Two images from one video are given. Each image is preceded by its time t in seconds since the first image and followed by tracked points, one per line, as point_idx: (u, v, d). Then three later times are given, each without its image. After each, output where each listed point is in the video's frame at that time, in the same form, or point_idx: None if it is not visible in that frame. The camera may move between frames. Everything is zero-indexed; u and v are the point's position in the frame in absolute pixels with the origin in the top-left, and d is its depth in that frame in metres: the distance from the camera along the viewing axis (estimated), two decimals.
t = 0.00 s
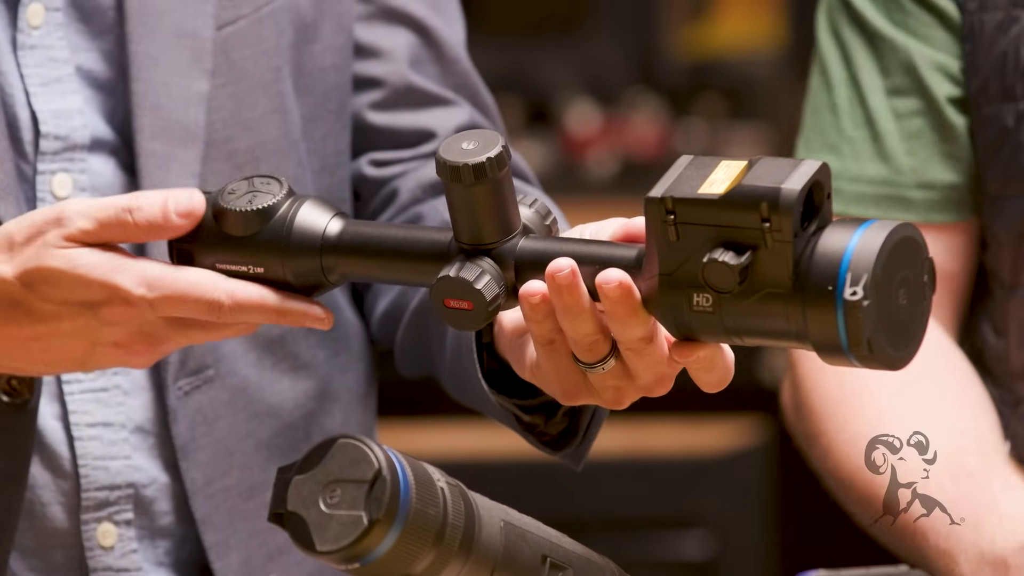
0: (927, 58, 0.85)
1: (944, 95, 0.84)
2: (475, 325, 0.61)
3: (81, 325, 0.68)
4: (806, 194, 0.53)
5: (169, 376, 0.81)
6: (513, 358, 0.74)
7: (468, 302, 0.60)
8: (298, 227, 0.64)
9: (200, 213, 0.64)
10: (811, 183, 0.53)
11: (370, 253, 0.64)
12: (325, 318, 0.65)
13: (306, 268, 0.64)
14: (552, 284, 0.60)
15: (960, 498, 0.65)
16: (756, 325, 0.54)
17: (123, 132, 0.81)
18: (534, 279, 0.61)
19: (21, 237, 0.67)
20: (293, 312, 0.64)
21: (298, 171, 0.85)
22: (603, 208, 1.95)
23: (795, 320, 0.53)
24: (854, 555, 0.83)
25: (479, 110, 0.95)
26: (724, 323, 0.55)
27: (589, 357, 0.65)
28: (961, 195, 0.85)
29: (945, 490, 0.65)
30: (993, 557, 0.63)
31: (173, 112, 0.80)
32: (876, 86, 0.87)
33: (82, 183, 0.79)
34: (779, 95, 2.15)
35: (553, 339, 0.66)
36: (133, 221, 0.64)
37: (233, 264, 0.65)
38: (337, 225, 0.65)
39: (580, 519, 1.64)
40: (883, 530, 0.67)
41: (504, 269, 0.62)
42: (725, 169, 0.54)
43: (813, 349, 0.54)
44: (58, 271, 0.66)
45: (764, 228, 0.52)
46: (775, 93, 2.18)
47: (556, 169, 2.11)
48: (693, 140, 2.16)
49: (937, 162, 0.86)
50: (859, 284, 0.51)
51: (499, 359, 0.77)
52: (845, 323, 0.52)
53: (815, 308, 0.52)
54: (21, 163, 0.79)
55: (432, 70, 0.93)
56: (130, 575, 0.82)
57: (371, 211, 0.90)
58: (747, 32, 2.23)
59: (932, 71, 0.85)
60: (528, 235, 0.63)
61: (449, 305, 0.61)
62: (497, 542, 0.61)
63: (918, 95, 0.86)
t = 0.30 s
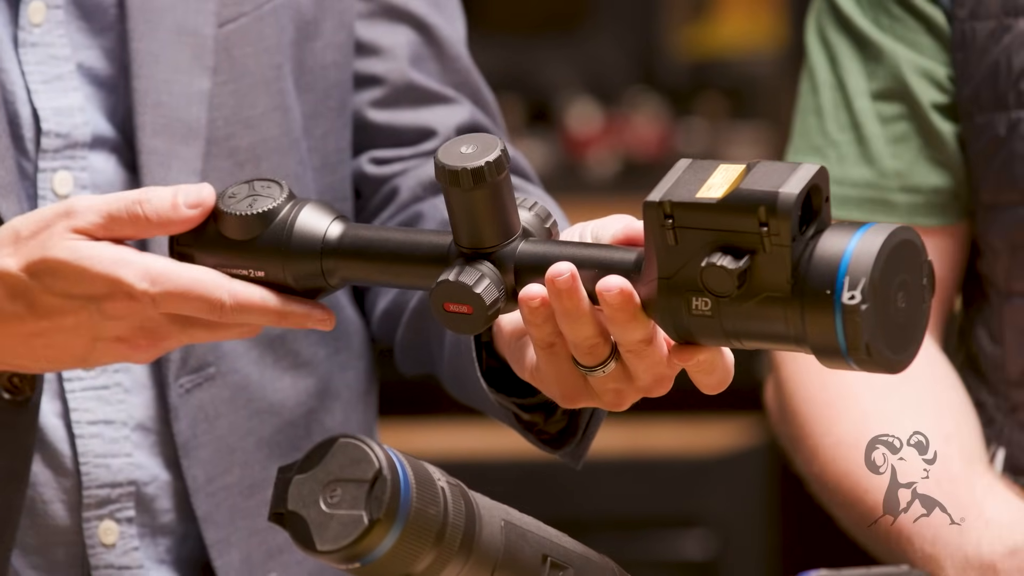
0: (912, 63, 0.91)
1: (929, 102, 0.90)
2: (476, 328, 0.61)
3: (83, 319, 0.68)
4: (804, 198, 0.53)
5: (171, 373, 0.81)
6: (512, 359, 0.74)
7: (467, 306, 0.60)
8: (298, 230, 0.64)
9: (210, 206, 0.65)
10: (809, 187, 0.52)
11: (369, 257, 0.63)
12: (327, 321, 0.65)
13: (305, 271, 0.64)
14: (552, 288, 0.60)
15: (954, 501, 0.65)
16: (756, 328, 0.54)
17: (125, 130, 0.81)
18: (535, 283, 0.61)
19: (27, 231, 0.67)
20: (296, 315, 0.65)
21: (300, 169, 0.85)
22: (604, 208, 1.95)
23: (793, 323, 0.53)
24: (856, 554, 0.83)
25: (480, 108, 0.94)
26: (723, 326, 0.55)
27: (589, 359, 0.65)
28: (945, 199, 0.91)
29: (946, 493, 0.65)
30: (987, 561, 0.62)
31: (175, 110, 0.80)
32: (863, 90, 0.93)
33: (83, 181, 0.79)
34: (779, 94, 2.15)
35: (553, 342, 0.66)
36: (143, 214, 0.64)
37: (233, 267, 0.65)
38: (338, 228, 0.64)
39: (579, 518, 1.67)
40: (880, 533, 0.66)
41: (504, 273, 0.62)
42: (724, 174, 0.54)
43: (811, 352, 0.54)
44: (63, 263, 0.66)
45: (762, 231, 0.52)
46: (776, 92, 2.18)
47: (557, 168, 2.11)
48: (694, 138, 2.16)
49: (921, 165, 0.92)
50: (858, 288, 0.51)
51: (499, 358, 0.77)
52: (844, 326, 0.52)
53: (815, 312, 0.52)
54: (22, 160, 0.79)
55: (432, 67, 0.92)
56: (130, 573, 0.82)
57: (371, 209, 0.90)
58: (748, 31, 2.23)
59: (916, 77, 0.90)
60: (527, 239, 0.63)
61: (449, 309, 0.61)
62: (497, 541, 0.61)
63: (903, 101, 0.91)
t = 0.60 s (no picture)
0: (913, 63, 0.91)
1: (931, 102, 0.90)
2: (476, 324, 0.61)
3: (84, 313, 0.68)
4: (801, 193, 0.53)
5: (173, 370, 0.81)
6: (512, 353, 0.74)
7: (466, 302, 0.60)
8: (297, 226, 0.64)
9: (210, 199, 0.65)
10: (806, 182, 0.52)
11: (368, 251, 0.64)
12: (328, 313, 0.66)
13: (305, 266, 0.64)
14: (551, 284, 0.60)
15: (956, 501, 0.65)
16: (753, 323, 0.54)
17: (127, 127, 0.81)
18: (532, 279, 0.62)
19: (30, 224, 0.68)
20: (297, 308, 0.65)
21: (302, 166, 0.85)
22: (604, 209, 1.95)
23: (791, 319, 0.53)
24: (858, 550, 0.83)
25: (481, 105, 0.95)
26: (721, 322, 0.55)
27: (589, 354, 0.65)
28: (947, 200, 0.91)
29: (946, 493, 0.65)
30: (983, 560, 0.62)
31: (177, 106, 0.80)
32: (864, 91, 0.93)
33: (84, 178, 0.80)
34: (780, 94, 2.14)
35: (552, 337, 0.66)
36: (142, 204, 0.64)
37: (233, 261, 0.65)
38: (337, 222, 0.65)
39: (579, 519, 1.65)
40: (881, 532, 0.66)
41: (503, 268, 0.62)
42: (722, 167, 0.54)
43: (808, 348, 0.54)
44: (63, 254, 0.66)
45: (759, 228, 0.52)
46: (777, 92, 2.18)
47: (558, 169, 2.12)
48: (696, 138, 2.17)
49: (923, 166, 0.92)
50: (856, 286, 0.51)
51: (501, 354, 0.78)
52: (841, 323, 0.52)
53: (812, 307, 0.52)
54: (24, 157, 0.79)
55: (434, 64, 0.93)
56: (131, 570, 0.82)
57: (373, 206, 0.90)
58: (749, 31, 2.21)
59: (918, 77, 0.90)
60: (526, 233, 0.63)
61: (448, 305, 0.60)
62: (499, 541, 0.61)
63: (904, 101, 0.91)
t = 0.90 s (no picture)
0: (916, 65, 0.91)
1: (934, 104, 0.90)
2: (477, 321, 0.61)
3: (83, 311, 0.68)
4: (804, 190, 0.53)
5: (173, 369, 0.81)
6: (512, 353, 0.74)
7: (467, 299, 0.60)
8: (298, 226, 0.64)
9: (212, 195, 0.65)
10: (809, 179, 0.53)
11: (370, 250, 0.64)
12: (327, 313, 0.66)
13: (306, 266, 0.65)
14: (550, 283, 0.60)
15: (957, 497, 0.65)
16: (753, 321, 0.54)
17: (127, 126, 0.81)
18: (532, 278, 0.61)
19: (31, 222, 0.68)
20: (296, 306, 0.65)
21: (303, 165, 0.85)
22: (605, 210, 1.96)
23: (792, 318, 0.53)
24: (859, 549, 0.83)
25: (483, 105, 0.95)
26: (722, 321, 0.55)
27: (589, 353, 0.65)
28: (950, 201, 0.91)
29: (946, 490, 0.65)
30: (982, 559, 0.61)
31: (178, 106, 0.80)
32: (868, 92, 0.93)
33: (85, 177, 0.80)
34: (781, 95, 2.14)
35: (552, 336, 0.66)
36: (144, 202, 0.64)
37: (233, 261, 0.66)
38: (338, 223, 0.65)
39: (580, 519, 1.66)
40: (882, 532, 0.67)
41: (503, 267, 0.62)
42: (723, 165, 0.54)
43: (809, 346, 0.54)
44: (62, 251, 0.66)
45: (761, 223, 0.52)
46: (778, 94, 2.18)
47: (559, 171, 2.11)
48: (697, 139, 2.15)
49: (926, 168, 0.92)
50: (856, 283, 0.51)
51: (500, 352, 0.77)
52: (841, 321, 0.52)
53: (813, 306, 0.52)
54: (24, 156, 0.79)
55: (435, 64, 0.93)
56: (131, 570, 0.82)
57: (375, 205, 0.90)
58: (751, 32, 2.23)
59: (921, 79, 0.90)
60: (527, 234, 0.63)
61: (448, 302, 0.60)
62: (500, 542, 0.61)
63: (908, 103, 0.91)
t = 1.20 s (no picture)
0: (915, 65, 0.90)
1: (933, 105, 0.90)
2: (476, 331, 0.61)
3: (77, 304, 0.67)
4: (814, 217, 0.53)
5: (171, 370, 0.81)
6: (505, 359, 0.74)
7: (462, 306, 0.60)
8: (300, 245, 0.65)
9: (220, 199, 0.66)
10: (821, 207, 0.53)
11: (372, 270, 0.64)
12: (322, 320, 0.65)
13: (308, 282, 0.65)
14: (548, 316, 0.60)
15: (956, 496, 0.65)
16: (747, 354, 0.54)
17: (125, 126, 0.81)
18: (530, 299, 0.61)
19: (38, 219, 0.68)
20: (288, 314, 0.64)
21: (298, 167, 0.85)
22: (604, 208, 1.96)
23: (785, 354, 0.53)
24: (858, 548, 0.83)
25: (480, 108, 0.95)
26: (717, 351, 0.55)
27: (583, 369, 0.65)
28: (948, 202, 0.91)
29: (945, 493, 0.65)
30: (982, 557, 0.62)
31: (175, 107, 0.80)
32: (866, 93, 0.92)
33: (83, 177, 0.79)
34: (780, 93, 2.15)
35: (547, 354, 0.65)
36: (155, 201, 0.66)
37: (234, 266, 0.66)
38: (341, 241, 0.65)
39: (578, 516, 1.66)
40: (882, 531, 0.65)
41: (503, 288, 0.62)
42: (738, 189, 0.55)
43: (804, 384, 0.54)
44: (67, 245, 0.66)
45: (767, 240, 0.52)
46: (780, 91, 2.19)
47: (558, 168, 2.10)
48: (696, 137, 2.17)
49: (925, 168, 0.91)
50: (847, 325, 0.51)
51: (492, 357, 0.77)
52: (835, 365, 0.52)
53: (805, 344, 0.52)
54: (22, 157, 0.79)
55: (432, 66, 0.92)
56: (129, 570, 0.82)
57: (370, 208, 0.91)
58: (750, 29, 2.23)
59: (920, 79, 0.90)
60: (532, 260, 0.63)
61: (443, 309, 0.61)
62: (498, 539, 0.61)
63: (907, 103, 0.91)
